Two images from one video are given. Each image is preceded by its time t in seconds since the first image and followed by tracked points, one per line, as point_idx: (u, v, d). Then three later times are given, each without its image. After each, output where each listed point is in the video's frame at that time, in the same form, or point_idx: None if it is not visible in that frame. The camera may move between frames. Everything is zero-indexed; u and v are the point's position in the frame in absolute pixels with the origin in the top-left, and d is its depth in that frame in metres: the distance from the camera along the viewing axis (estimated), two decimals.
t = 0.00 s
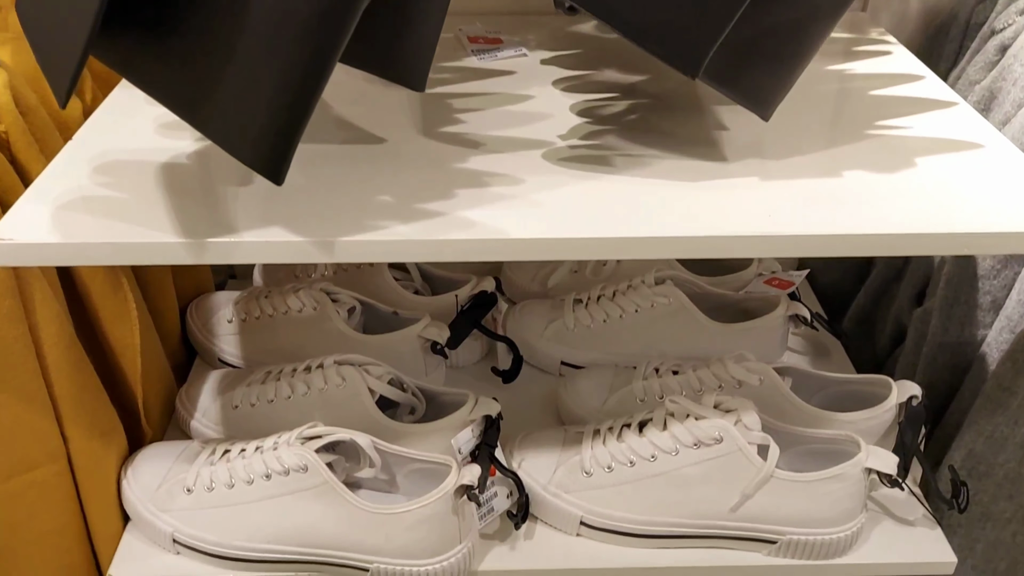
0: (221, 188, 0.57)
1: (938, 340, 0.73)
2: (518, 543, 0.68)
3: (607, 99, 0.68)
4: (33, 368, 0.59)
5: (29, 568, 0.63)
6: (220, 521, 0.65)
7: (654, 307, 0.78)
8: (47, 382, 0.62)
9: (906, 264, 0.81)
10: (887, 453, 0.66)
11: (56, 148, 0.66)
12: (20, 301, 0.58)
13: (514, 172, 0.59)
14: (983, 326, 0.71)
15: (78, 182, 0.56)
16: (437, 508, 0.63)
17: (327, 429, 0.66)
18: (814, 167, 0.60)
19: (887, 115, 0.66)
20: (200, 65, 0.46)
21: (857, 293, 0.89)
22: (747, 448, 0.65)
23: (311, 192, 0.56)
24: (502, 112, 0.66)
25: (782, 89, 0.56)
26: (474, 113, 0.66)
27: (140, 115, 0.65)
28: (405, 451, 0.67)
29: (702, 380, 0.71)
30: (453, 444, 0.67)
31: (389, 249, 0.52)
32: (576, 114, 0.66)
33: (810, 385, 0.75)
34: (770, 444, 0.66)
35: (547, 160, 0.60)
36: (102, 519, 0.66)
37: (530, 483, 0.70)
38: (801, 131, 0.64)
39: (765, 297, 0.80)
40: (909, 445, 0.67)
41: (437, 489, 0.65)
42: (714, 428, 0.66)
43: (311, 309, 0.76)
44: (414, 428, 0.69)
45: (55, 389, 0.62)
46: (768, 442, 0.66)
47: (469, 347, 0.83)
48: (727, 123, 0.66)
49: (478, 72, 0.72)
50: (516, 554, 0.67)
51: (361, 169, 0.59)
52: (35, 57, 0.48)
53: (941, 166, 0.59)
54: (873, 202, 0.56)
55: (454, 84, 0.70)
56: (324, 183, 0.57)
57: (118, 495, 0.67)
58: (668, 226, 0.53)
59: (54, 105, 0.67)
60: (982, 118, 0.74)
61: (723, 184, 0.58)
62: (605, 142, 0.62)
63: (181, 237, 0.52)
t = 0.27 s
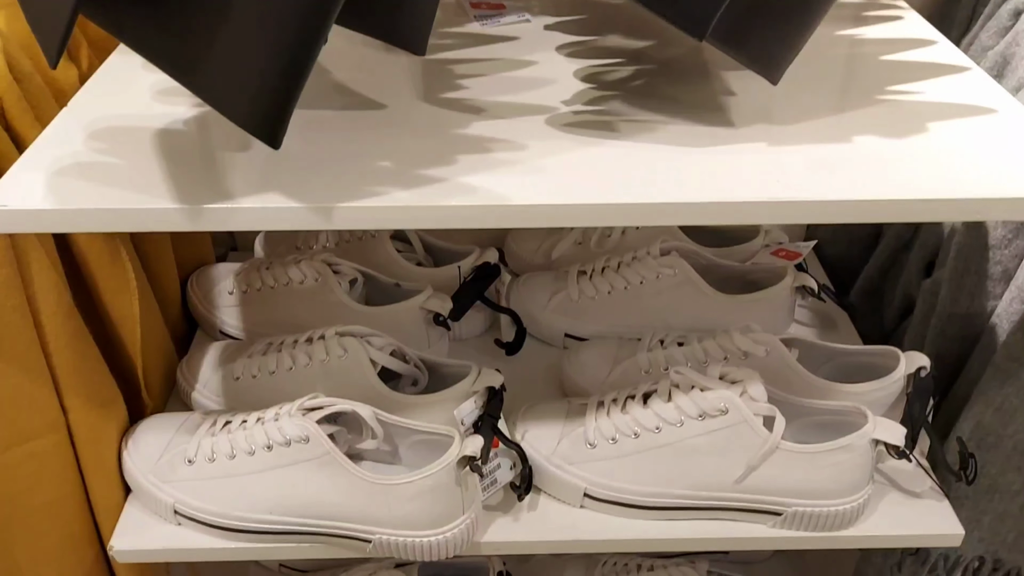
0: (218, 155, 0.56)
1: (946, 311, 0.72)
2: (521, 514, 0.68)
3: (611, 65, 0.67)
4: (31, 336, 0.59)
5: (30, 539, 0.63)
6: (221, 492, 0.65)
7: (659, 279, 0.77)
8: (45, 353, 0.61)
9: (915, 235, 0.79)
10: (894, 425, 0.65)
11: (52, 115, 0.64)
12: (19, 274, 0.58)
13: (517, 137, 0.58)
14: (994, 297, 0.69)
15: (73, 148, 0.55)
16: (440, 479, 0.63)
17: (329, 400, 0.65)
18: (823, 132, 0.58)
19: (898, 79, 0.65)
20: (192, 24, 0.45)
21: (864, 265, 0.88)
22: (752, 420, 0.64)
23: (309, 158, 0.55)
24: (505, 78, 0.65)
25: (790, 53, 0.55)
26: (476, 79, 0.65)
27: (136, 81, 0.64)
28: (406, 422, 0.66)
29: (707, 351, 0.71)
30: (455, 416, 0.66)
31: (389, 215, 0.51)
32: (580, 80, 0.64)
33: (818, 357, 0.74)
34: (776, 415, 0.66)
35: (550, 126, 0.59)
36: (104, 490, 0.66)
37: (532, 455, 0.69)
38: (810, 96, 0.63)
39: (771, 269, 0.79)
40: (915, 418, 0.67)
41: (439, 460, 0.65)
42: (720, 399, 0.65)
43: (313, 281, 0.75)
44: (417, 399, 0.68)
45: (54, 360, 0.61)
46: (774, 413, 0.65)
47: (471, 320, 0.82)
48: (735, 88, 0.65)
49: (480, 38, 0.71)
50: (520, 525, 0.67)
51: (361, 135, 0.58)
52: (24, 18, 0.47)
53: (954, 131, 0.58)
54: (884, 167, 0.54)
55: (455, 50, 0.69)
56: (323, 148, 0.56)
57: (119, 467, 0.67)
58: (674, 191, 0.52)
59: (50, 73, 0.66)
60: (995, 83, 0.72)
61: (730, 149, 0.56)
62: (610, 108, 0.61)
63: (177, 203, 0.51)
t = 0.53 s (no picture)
0: (213, 122, 0.55)
1: (956, 284, 0.71)
2: (524, 489, 0.67)
3: (616, 31, 0.65)
4: (27, 311, 0.58)
5: (29, 511, 0.63)
6: (221, 466, 0.64)
7: (665, 251, 0.76)
8: (42, 325, 0.60)
9: (925, 206, 0.78)
10: (902, 397, 0.64)
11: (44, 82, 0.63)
12: (13, 246, 0.57)
13: (519, 104, 0.56)
14: (1005, 268, 0.68)
15: (66, 115, 0.54)
16: (441, 452, 0.62)
17: (329, 373, 0.65)
18: (834, 98, 0.57)
19: (911, 45, 0.63)
20: None
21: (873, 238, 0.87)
22: (758, 393, 0.63)
23: (306, 125, 0.54)
24: (507, 44, 0.63)
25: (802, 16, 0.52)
26: (478, 45, 0.63)
27: (131, 48, 0.63)
28: (407, 395, 0.66)
29: (713, 324, 0.70)
30: (458, 389, 0.66)
31: (388, 182, 0.50)
32: (584, 46, 0.63)
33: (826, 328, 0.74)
34: (783, 388, 0.65)
35: (553, 93, 0.57)
36: (103, 463, 0.66)
37: (535, 428, 0.68)
38: (821, 62, 0.61)
39: (778, 241, 0.78)
40: (924, 390, 0.65)
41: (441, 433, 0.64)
42: (725, 372, 0.64)
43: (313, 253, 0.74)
44: (418, 372, 0.68)
45: (51, 333, 0.61)
46: (780, 386, 0.64)
47: (474, 293, 0.81)
48: (743, 54, 0.63)
49: (482, 4, 0.69)
50: (521, 498, 0.66)
51: (359, 101, 0.56)
52: None
53: (968, 97, 0.56)
54: (896, 133, 0.53)
55: (456, 17, 0.67)
56: (320, 115, 0.55)
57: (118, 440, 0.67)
58: (680, 158, 0.51)
59: (43, 39, 0.64)
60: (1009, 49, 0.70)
61: (738, 116, 0.55)
62: (615, 75, 0.60)
63: (171, 169, 0.50)
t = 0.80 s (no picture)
0: (203, 90, 0.53)
1: (963, 259, 0.69)
2: (523, 466, 0.66)
3: None
4: (17, 286, 0.57)
5: (21, 488, 0.62)
6: (216, 443, 0.63)
7: (667, 227, 0.74)
8: (32, 301, 0.59)
9: (932, 180, 0.76)
10: (908, 373, 0.63)
11: (30, 52, 0.61)
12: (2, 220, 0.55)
13: (517, 72, 0.55)
14: (1013, 243, 0.66)
15: (51, 84, 0.53)
16: (439, 429, 0.61)
17: (325, 349, 0.64)
18: (840, 65, 0.55)
19: (920, 11, 0.61)
20: None
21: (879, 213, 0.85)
22: (761, 368, 0.62)
23: (299, 93, 0.53)
24: (505, 12, 0.62)
25: None
26: (475, 13, 0.61)
27: (120, 16, 0.61)
28: (404, 371, 0.65)
29: (715, 299, 0.69)
30: (455, 364, 0.64)
31: (382, 151, 0.49)
32: (584, 14, 0.61)
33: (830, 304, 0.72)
34: (786, 364, 0.64)
35: (552, 61, 0.56)
36: (96, 440, 0.65)
37: (534, 405, 0.68)
38: (827, 30, 0.60)
39: (782, 216, 0.76)
40: (930, 366, 0.65)
41: (438, 409, 0.63)
42: (728, 347, 0.63)
43: (309, 229, 0.73)
44: (416, 348, 0.67)
45: (42, 308, 0.59)
46: (784, 361, 0.63)
47: (472, 269, 0.80)
48: (747, 22, 0.61)
49: None
50: (520, 476, 0.65)
51: (353, 69, 0.55)
52: None
53: (979, 64, 0.55)
54: (905, 100, 0.51)
55: None
56: (314, 84, 0.53)
57: (112, 417, 0.66)
58: (682, 126, 0.49)
59: (30, 8, 0.62)
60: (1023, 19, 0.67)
61: (743, 83, 0.53)
62: (615, 42, 0.58)
63: (158, 138, 0.48)
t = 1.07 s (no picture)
0: (192, 57, 0.52)
1: (974, 234, 0.68)
2: (523, 446, 0.65)
3: None
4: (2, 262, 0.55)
5: (11, 469, 0.61)
6: (209, 422, 0.62)
7: (669, 203, 0.73)
8: (19, 277, 0.58)
9: (941, 155, 0.74)
10: (918, 351, 0.61)
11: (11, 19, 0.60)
12: None
13: (516, 38, 0.53)
14: None
15: (35, 51, 0.51)
16: (437, 408, 0.60)
17: (320, 326, 0.62)
18: (850, 31, 0.53)
19: None
20: None
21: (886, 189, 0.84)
22: (766, 346, 0.61)
23: (290, 59, 0.51)
24: None
25: None
26: None
27: None
28: (401, 349, 0.63)
29: (719, 276, 0.67)
30: (453, 342, 0.63)
31: (375, 118, 0.47)
32: None
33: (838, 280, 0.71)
34: (792, 341, 0.62)
35: (552, 27, 0.54)
36: (88, 421, 0.64)
37: (534, 383, 0.66)
38: None
39: (787, 192, 0.75)
40: (940, 343, 0.63)
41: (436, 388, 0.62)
42: (732, 324, 0.62)
43: (304, 206, 0.72)
44: (413, 326, 0.65)
45: (29, 285, 0.58)
46: (790, 338, 0.62)
47: (471, 247, 0.78)
48: None
49: None
50: (520, 456, 0.64)
51: (346, 36, 0.53)
52: None
53: (993, 29, 0.53)
54: (917, 65, 0.50)
55: None
56: (306, 50, 0.52)
57: (104, 396, 0.65)
58: (686, 91, 0.48)
59: None
60: None
61: (748, 49, 0.52)
62: (617, 8, 0.56)
63: (144, 104, 0.47)
